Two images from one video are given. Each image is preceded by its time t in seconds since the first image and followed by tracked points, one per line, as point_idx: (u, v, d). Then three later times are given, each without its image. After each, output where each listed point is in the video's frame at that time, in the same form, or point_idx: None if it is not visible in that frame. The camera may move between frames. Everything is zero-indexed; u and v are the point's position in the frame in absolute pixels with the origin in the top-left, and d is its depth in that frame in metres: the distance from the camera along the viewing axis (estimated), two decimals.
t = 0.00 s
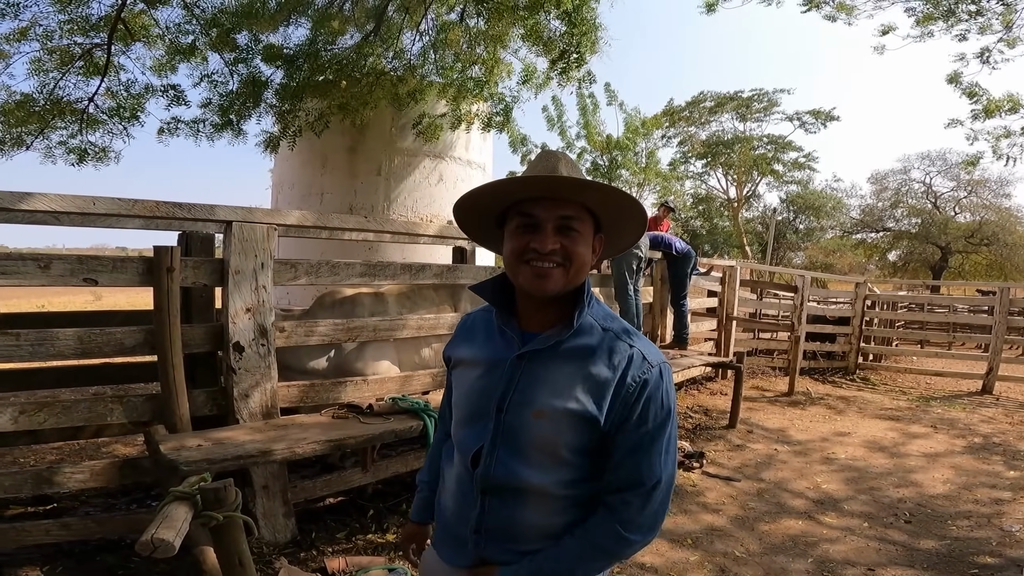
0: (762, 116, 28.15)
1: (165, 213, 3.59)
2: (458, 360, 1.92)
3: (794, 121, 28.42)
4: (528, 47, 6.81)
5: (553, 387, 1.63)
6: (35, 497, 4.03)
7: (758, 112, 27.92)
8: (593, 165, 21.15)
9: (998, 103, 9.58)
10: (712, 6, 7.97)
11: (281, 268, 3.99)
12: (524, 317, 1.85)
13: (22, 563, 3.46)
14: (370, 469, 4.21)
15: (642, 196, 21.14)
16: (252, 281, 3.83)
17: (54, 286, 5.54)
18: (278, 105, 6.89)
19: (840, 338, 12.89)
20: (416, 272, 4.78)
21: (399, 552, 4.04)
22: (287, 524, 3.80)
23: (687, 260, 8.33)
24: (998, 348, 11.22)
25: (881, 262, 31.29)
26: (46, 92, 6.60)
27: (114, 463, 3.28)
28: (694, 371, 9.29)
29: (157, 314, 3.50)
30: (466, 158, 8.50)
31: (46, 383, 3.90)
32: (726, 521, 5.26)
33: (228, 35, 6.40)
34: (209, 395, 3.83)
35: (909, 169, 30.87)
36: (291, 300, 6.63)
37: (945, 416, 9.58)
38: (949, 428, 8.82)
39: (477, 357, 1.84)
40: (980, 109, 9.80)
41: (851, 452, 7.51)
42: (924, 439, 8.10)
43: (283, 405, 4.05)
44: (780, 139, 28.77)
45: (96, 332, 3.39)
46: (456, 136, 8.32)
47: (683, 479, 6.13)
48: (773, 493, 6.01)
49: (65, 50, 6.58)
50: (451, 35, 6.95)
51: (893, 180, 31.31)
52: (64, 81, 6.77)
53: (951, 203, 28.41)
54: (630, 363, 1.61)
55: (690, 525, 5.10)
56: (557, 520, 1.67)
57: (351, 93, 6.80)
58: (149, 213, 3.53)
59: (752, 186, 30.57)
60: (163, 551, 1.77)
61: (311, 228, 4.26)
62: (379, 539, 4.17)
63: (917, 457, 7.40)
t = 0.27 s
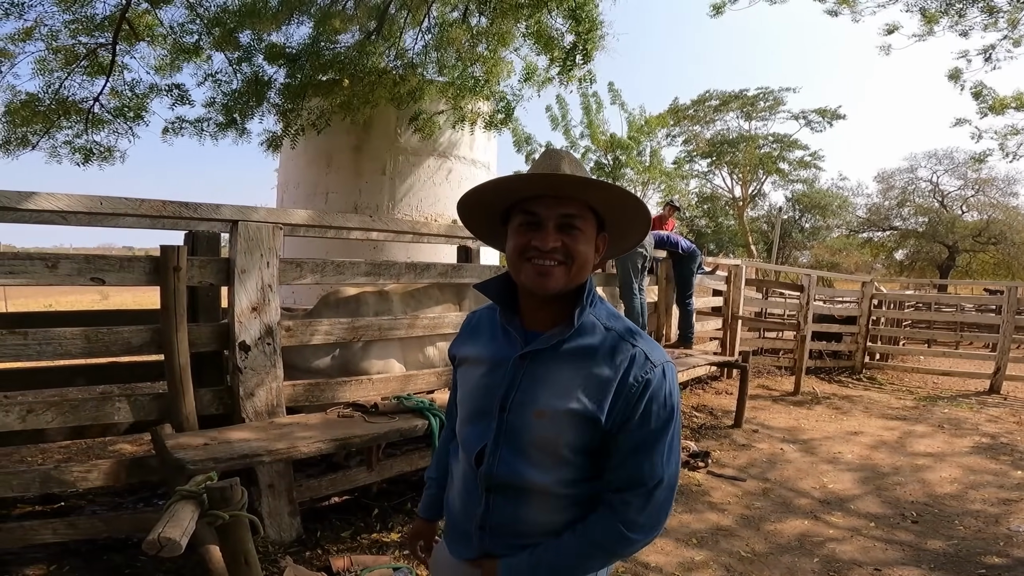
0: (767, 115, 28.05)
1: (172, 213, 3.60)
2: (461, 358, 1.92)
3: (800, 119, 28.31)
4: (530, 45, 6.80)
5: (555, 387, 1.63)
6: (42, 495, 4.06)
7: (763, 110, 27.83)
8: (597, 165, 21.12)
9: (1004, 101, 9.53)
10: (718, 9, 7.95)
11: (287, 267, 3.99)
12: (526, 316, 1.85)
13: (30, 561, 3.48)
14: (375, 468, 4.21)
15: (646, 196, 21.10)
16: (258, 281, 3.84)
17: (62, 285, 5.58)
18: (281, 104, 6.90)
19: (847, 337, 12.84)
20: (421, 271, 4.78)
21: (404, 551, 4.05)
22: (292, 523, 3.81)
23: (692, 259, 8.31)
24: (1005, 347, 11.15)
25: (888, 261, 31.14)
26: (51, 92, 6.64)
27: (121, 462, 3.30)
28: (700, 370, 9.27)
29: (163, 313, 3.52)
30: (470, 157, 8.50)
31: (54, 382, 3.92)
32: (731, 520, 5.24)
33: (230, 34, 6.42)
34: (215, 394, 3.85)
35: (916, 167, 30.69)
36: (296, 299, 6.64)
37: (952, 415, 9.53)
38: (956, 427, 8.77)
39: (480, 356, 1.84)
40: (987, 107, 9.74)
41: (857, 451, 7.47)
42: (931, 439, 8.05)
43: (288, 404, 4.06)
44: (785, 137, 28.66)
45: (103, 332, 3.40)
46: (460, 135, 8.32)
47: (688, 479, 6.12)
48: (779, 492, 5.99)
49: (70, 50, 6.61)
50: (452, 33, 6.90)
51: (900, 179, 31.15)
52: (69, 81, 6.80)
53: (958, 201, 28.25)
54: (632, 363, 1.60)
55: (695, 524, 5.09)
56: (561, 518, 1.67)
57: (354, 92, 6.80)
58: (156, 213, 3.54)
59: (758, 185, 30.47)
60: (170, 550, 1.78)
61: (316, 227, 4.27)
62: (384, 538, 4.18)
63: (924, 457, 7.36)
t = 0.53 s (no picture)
0: (770, 115, 28.00)
1: (175, 212, 3.61)
2: (461, 360, 1.93)
3: (802, 119, 28.27)
4: (530, 44, 6.79)
5: (556, 390, 1.63)
6: (45, 494, 4.07)
7: (766, 110, 27.79)
8: (598, 165, 21.11)
9: (1008, 100, 9.51)
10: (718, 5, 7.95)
11: (289, 267, 4.00)
12: (524, 317, 1.85)
13: (32, 560, 3.49)
14: (376, 468, 4.22)
15: (648, 195, 21.08)
16: (260, 280, 3.85)
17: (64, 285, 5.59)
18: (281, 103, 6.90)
19: (849, 337, 12.82)
20: (423, 271, 4.78)
21: (405, 551, 4.05)
22: (294, 522, 3.81)
23: (694, 259, 8.30)
24: (1009, 347, 11.13)
25: (890, 261, 31.07)
26: (53, 92, 6.65)
27: (123, 462, 3.30)
28: (702, 370, 9.26)
29: (166, 312, 3.52)
30: (472, 157, 8.50)
31: (56, 381, 3.93)
32: (732, 520, 5.24)
33: (230, 33, 6.43)
34: (218, 393, 3.85)
35: (919, 167, 30.63)
36: (298, 299, 6.65)
37: (955, 416, 9.51)
38: (959, 428, 8.75)
39: (479, 358, 1.84)
40: (991, 107, 9.72)
41: (860, 452, 7.46)
42: (934, 439, 8.03)
43: (290, 403, 4.07)
44: (787, 137, 28.63)
45: (106, 331, 3.41)
46: (462, 135, 8.33)
47: (689, 479, 6.12)
48: (781, 492, 5.98)
49: (71, 49, 6.62)
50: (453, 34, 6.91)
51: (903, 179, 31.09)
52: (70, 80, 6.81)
53: (961, 201, 28.18)
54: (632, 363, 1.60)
55: (697, 524, 5.09)
56: (564, 519, 1.68)
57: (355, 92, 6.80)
58: (159, 212, 3.55)
59: (760, 185, 30.44)
60: (173, 549, 1.79)
61: (318, 227, 4.27)
62: (385, 538, 4.19)
63: (927, 457, 7.35)
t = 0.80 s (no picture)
0: (772, 115, 27.97)
1: (179, 215, 3.62)
2: (463, 362, 1.93)
3: (805, 119, 28.23)
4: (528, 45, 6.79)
5: (559, 391, 1.63)
6: (49, 496, 4.08)
7: (768, 111, 27.75)
8: (601, 166, 21.12)
9: (1013, 100, 9.48)
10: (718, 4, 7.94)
11: (293, 268, 4.01)
12: (526, 318, 1.85)
13: (36, 561, 3.50)
14: (379, 470, 4.22)
15: (651, 196, 21.06)
16: (264, 282, 3.85)
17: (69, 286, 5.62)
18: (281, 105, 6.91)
19: (853, 338, 12.78)
20: (426, 272, 4.78)
21: (408, 552, 4.05)
22: (297, 524, 3.81)
23: (697, 260, 8.30)
24: (1014, 348, 11.07)
25: (894, 262, 30.97)
26: (55, 93, 6.68)
27: (127, 464, 3.31)
28: (704, 371, 9.24)
29: (170, 315, 3.53)
30: (475, 158, 8.51)
31: (60, 383, 3.94)
32: (736, 522, 5.22)
33: (230, 34, 6.45)
34: (221, 395, 3.86)
35: (923, 167, 30.54)
36: (301, 301, 6.66)
37: (960, 416, 9.47)
38: (964, 429, 8.71)
39: (482, 360, 1.84)
40: (995, 107, 9.69)
41: (864, 453, 7.43)
42: (939, 441, 8.00)
43: (294, 405, 4.07)
44: (790, 138, 28.58)
45: (110, 333, 3.41)
46: (464, 136, 8.33)
47: (693, 480, 6.10)
48: (785, 494, 5.97)
49: (73, 51, 6.65)
50: (453, 37, 6.92)
51: (906, 179, 31.00)
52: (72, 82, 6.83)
53: (965, 201, 28.08)
54: (632, 364, 1.60)
55: (701, 526, 5.07)
56: (568, 520, 1.67)
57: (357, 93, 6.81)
58: (163, 215, 3.55)
59: (763, 186, 30.39)
60: (177, 551, 1.79)
61: (322, 229, 4.27)
62: (388, 540, 4.19)
63: (931, 458, 7.31)
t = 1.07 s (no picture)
0: (775, 116, 27.93)
1: (181, 213, 3.62)
2: (465, 361, 1.93)
3: (807, 120, 28.20)
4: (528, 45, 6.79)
5: (561, 388, 1.63)
6: (50, 494, 4.09)
7: (771, 112, 27.72)
8: (603, 166, 21.11)
9: (1017, 103, 9.46)
10: (720, 4, 7.93)
11: (295, 267, 4.01)
12: (529, 316, 1.85)
13: (37, 559, 3.51)
14: (380, 469, 4.23)
15: (652, 197, 21.04)
16: (266, 281, 3.86)
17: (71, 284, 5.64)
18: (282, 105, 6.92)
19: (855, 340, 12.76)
20: (427, 272, 4.79)
21: (408, 552, 4.05)
22: (298, 522, 3.81)
23: (699, 262, 8.30)
24: (1016, 351, 11.05)
25: (896, 264, 30.93)
26: (57, 91, 6.69)
27: (128, 462, 3.31)
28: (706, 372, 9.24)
29: (172, 313, 3.54)
30: (476, 158, 8.52)
31: (62, 381, 3.95)
32: (735, 522, 5.22)
33: (231, 32, 6.45)
34: (223, 393, 3.87)
35: (926, 169, 30.47)
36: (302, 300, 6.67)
37: (962, 419, 9.45)
38: (965, 431, 8.70)
39: (484, 358, 1.85)
40: (999, 110, 9.68)
41: (865, 454, 7.42)
42: (940, 443, 7.99)
43: (295, 404, 4.07)
44: (793, 139, 28.55)
45: (113, 331, 3.42)
46: (466, 136, 8.33)
47: (693, 481, 6.10)
48: (785, 495, 5.96)
49: (75, 49, 6.66)
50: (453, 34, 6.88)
51: (909, 181, 30.94)
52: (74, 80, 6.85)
53: (968, 203, 28.02)
54: (634, 362, 1.60)
55: (700, 526, 5.07)
56: (569, 517, 1.68)
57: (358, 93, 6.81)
58: (166, 213, 3.56)
59: (765, 187, 30.36)
60: (178, 550, 1.79)
61: (324, 228, 4.28)
62: (388, 539, 4.19)
63: (932, 460, 7.30)
